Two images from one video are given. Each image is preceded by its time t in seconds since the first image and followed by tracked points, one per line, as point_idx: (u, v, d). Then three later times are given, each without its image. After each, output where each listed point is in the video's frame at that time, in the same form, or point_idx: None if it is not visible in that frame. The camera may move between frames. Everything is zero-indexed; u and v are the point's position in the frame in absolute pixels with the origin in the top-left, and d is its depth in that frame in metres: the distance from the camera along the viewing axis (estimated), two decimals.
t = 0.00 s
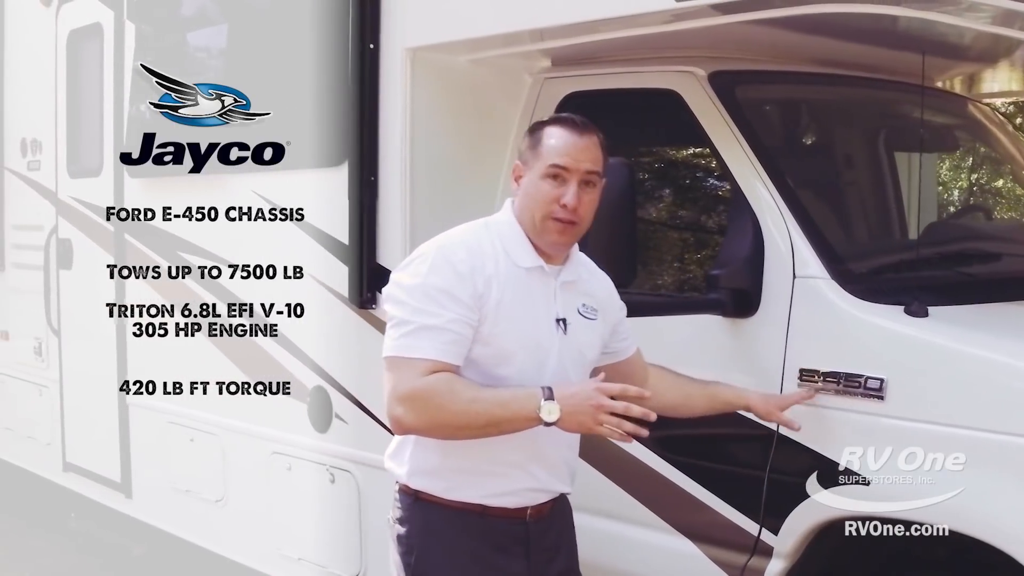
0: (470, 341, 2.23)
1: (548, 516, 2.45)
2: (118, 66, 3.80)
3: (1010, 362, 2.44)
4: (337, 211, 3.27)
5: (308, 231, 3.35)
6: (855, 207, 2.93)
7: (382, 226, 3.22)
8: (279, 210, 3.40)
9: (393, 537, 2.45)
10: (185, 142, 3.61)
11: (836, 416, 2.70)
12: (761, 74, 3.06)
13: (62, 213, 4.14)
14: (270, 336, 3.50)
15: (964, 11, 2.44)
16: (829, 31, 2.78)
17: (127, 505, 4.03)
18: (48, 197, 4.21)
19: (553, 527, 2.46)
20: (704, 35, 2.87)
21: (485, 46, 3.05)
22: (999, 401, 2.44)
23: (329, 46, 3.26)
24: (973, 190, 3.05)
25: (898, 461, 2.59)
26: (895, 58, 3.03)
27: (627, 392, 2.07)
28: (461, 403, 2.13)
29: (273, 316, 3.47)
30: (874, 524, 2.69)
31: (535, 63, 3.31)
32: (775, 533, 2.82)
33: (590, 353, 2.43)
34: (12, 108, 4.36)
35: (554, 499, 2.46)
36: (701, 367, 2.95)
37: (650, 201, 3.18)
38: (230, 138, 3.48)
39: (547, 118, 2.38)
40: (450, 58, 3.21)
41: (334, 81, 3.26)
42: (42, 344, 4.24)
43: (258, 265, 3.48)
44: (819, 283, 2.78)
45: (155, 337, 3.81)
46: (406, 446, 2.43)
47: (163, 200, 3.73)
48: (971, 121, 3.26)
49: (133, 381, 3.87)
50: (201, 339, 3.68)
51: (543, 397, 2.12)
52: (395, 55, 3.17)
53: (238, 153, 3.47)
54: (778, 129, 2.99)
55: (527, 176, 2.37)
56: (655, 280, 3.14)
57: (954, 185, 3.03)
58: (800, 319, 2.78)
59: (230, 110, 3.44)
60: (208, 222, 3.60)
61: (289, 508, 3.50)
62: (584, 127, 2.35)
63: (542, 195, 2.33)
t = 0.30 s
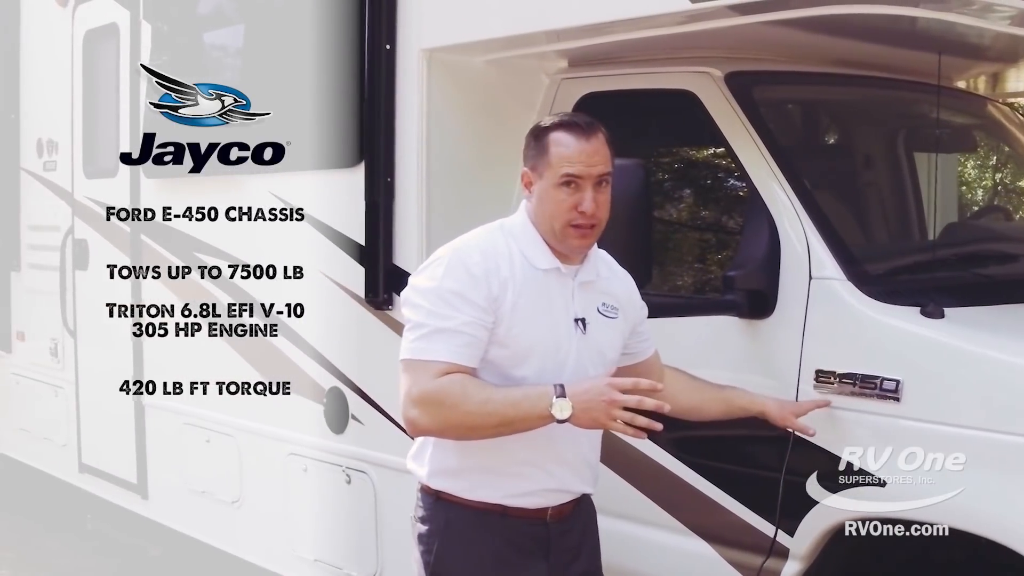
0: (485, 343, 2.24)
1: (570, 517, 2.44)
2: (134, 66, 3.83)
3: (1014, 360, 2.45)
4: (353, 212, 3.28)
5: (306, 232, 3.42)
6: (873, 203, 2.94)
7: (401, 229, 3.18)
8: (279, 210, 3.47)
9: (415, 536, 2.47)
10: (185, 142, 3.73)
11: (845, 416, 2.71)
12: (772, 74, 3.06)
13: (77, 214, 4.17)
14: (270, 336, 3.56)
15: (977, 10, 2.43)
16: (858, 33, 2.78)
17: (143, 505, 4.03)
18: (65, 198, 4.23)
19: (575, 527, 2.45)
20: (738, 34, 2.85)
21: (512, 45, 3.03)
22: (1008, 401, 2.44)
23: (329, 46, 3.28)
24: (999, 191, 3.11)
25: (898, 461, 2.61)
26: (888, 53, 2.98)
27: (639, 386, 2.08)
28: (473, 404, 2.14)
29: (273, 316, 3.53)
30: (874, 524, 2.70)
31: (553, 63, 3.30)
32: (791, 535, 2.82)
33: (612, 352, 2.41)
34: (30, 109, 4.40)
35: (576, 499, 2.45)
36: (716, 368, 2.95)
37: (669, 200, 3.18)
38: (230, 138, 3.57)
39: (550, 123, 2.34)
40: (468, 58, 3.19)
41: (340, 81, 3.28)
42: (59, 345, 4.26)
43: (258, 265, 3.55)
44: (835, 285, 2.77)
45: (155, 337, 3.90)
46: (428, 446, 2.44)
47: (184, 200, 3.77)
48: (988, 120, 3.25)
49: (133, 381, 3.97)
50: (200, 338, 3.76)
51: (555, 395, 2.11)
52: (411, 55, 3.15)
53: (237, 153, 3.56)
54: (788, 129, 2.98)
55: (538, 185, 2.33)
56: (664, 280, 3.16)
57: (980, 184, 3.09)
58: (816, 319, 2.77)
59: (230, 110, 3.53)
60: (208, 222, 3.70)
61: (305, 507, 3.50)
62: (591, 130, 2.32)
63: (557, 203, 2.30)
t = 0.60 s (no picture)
0: (476, 343, 2.23)
1: (574, 517, 2.41)
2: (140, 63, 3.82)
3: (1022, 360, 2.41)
4: (359, 212, 3.27)
5: (305, 232, 3.43)
6: (886, 200, 2.91)
7: (407, 228, 3.16)
8: (279, 210, 3.48)
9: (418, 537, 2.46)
10: (185, 142, 3.74)
11: (848, 417, 2.69)
12: (774, 71, 3.02)
13: (85, 212, 4.18)
14: (270, 336, 3.58)
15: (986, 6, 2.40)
16: (871, 30, 2.75)
17: (150, 506, 4.03)
18: (73, 197, 4.24)
19: (579, 528, 2.42)
20: (749, 31, 2.82)
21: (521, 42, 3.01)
22: (1012, 400, 2.41)
23: (329, 44, 3.28)
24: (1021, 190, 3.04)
25: (898, 461, 2.59)
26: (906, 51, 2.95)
27: (632, 378, 2.04)
28: (464, 405, 2.13)
29: (273, 316, 3.55)
30: (874, 524, 2.68)
31: (561, 60, 3.30)
32: (798, 536, 2.79)
33: (610, 348, 2.38)
34: (38, 108, 4.41)
35: (580, 499, 2.43)
36: (722, 368, 2.92)
37: (685, 198, 3.14)
38: (230, 138, 3.58)
39: (529, 119, 2.33)
40: (475, 56, 3.17)
41: (343, 80, 3.28)
42: (67, 345, 4.27)
43: (258, 265, 3.56)
44: (842, 285, 2.75)
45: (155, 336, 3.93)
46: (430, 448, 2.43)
47: (190, 201, 3.77)
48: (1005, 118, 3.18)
49: (134, 381, 3.99)
50: (201, 338, 3.78)
51: (546, 392, 2.09)
52: (418, 53, 3.14)
53: (237, 153, 3.57)
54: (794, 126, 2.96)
55: (524, 181, 2.32)
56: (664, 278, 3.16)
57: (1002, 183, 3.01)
58: (824, 319, 2.75)
59: (230, 110, 3.53)
60: (208, 221, 3.72)
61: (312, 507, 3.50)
62: (572, 119, 2.31)
63: (545, 196, 2.28)
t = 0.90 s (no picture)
0: (462, 344, 2.22)
1: (571, 516, 2.39)
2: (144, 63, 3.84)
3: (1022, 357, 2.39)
4: (361, 210, 3.27)
5: (306, 232, 3.44)
6: (900, 196, 2.90)
7: (411, 226, 3.15)
8: (280, 210, 3.50)
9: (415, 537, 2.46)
10: (185, 142, 3.77)
11: (853, 416, 2.67)
12: (788, 68, 2.99)
13: (92, 211, 4.19)
14: (270, 336, 3.59)
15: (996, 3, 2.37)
16: (877, 26, 2.73)
17: (156, 506, 4.04)
18: (80, 196, 4.25)
19: (578, 527, 2.40)
20: (757, 27, 2.80)
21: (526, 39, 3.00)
22: (1015, 399, 2.39)
23: (330, 41, 3.27)
24: None
25: (899, 461, 2.58)
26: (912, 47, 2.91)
27: (614, 380, 2.02)
28: (446, 407, 2.12)
29: (274, 315, 3.56)
30: (874, 524, 2.66)
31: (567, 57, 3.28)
32: (803, 537, 2.77)
33: (604, 344, 2.35)
34: (45, 106, 4.42)
35: (577, 498, 2.41)
36: (727, 368, 2.90)
37: (700, 197, 3.11)
38: (230, 138, 3.60)
39: (515, 114, 2.33)
40: (481, 53, 3.16)
41: (343, 77, 3.27)
42: (74, 345, 4.28)
43: (258, 265, 3.58)
44: (848, 283, 2.72)
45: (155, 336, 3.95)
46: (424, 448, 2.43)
47: (195, 201, 3.78)
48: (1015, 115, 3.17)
49: (134, 381, 4.02)
50: (201, 338, 3.80)
51: (528, 393, 2.07)
52: (423, 50, 3.12)
53: (237, 153, 3.59)
54: (800, 121, 2.93)
55: (511, 177, 2.32)
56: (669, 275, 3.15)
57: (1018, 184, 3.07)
58: (830, 318, 2.72)
59: (230, 110, 3.55)
60: (208, 221, 3.74)
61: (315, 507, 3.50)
62: (558, 113, 2.30)
63: (532, 191, 2.28)
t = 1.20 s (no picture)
0: (449, 343, 2.20)
1: (569, 516, 2.37)
2: (151, 62, 3.85)
3: (1014, 353, 2.38)
4: (365, 209, 3.27)
5: (306, 232, 3.45)
6: (914, 196, 2.86)
7: (419, 225, 3.15)
8: (280, 210, 3.51)
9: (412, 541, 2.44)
10: (185, 142, 3.79)
11: (859, 416, 2.65)
12: (807, 66, 2.94)
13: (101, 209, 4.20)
14: (270, 336, 3.61)
15: None
16: (883, 23, 2.69)
17: (166, 507, 4.04)
18: (90, 194, 4.26)
19: (576, 526, 2.38)
20: (764, 24, 2.78)
21: (533, 37, 2.99)
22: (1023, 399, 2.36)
23: (330, 37, 3.29)
24: None
25: (898, 460, 2.57)
26: (902, 42, 2.82)
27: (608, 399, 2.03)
28: (437, 408, 2.10)
29: (273, 316, 3.58)
30: (875, 524, 2.63)
31: (578, 56, 3.26)
32: (814, 539, 2.74)
33: (597, 339, 2.32)
34: (55, 105, 4.43)
35: (575, 497, 2.38)
36: (736, 369, 2.88)
37: (719, 195, 3.05)
38: (231, 138, 3.62)
39: (491, 110, 2.36)
40: (491, 51, 3.15)
41: (343, 74, 3.28)
42: (84, 344, 4.28)
43: (258, 265, 3.60)
44: (858, 282, 2.69)
45: (155, 336, 3.97)
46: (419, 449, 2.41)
47: (203, 200, 3.79)
48: None
49: (134, 381, 4.05)
50: (201, 338, 3.82)
51: (522, 403, 2.06)
52: (431, 49, 3.11)
53: (238, 153, 3.61)
54: (812, 119, 2.90)
55: (493, 168, 2.32)
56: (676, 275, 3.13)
57: None
58: (840, 316, 2.70)
59: (230, 110, 3.55)
60: (208, 221, 3.77)
61: (320, 506, 3.49)
62: (532, 102, 2.33)
63: (512, 178, 2.28)
